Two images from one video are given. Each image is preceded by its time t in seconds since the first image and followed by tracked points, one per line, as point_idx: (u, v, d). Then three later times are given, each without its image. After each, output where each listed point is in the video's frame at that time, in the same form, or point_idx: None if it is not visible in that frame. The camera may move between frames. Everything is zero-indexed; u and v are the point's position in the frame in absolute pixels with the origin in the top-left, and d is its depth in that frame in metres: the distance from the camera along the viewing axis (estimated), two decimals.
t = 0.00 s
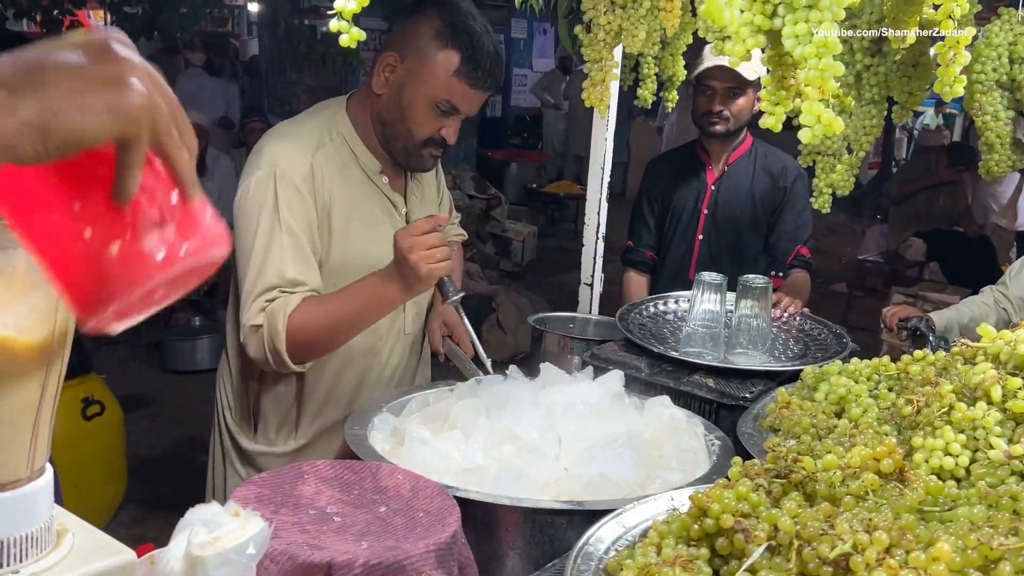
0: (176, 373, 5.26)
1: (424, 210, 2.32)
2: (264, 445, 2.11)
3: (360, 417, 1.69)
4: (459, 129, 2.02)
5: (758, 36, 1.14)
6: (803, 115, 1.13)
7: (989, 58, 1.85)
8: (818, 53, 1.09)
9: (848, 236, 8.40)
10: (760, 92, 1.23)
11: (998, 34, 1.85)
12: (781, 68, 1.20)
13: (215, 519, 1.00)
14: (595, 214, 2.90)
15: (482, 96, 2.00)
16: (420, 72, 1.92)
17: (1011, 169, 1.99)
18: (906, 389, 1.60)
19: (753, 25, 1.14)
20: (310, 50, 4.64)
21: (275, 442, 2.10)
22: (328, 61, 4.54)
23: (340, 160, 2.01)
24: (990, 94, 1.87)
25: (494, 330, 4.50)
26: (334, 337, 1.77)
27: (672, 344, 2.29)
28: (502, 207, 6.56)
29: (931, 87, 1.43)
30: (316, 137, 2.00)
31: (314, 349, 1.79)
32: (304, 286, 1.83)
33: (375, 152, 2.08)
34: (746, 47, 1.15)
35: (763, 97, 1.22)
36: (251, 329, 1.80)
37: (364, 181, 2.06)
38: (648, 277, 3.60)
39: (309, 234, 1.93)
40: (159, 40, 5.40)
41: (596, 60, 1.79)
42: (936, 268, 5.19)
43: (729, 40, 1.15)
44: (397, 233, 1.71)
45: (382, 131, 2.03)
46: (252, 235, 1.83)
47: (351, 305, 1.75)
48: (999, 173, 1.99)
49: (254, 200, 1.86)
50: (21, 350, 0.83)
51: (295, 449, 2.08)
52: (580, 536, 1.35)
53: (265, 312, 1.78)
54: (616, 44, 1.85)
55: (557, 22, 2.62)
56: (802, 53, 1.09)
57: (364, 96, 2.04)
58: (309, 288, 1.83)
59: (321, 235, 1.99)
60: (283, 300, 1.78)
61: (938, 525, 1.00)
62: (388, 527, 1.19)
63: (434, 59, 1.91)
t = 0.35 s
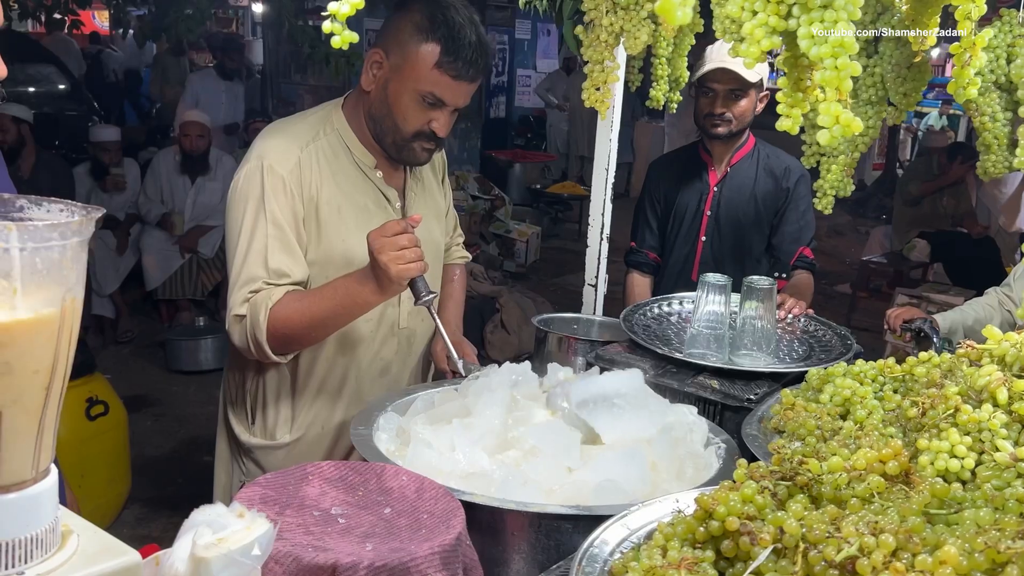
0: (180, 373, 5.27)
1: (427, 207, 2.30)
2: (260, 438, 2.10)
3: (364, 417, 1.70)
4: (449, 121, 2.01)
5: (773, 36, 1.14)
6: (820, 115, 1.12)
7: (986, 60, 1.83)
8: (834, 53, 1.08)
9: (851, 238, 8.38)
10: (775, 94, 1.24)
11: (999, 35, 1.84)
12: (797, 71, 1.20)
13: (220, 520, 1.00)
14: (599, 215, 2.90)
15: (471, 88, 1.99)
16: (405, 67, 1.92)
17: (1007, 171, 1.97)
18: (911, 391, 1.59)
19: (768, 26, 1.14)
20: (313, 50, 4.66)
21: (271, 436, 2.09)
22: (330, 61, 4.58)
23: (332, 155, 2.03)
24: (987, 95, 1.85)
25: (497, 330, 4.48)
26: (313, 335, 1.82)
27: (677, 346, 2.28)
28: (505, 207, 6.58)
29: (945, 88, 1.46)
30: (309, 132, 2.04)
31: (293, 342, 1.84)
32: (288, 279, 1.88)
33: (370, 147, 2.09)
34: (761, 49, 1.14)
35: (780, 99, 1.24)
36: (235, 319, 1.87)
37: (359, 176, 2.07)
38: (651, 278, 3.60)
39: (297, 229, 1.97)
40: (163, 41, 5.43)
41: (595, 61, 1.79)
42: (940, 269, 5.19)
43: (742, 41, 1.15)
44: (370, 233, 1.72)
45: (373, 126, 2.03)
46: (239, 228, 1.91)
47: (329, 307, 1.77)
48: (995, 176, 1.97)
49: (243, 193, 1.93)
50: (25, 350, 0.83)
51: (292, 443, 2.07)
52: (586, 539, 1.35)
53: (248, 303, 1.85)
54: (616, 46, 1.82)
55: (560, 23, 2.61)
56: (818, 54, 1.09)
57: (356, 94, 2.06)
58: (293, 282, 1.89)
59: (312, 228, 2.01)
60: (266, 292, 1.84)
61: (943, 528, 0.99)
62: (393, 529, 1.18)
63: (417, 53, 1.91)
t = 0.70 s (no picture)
0: (183, 373, 5.27)
1: (435, 204, 2.28)
2: (270, 429, 2.11)
3: (368, 416, 1.70)
4: (456, 115, 2.00)
5: (788, 37, 1.15)
6: (839, 115, 1.12)
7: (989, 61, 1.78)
8: (850, 52, 1.07)
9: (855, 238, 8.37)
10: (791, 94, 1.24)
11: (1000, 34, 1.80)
12: (813, 70, 1.20)
13: (222, 522, 1.00)
14: (602, 216, 2.90)
15: (474, 81, 1.98)
16: (410, 63, 1.92)
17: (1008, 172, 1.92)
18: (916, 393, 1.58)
19: (783, 26, 1.15)
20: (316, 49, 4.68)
21: (280, 427, 2.11)
22: (333, 61, 4.60)
23: (342, 150, 2.03)
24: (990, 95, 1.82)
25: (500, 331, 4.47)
26: (313, 327, 1.82)
27: (681, 348, 2.28)
28: (509, 208, 6.59)
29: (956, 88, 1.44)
30: (319, 127, 2.04)
31: (294, 333, 1.85)
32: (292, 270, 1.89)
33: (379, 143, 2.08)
34: (777, 49, 1.15)
35: (797, 99, 1.23)
36: (239, 306, 1.89)
37: (367, 172, 2.07)
38: (654, 279, 3.59)
39: (302, 221, 1.98)
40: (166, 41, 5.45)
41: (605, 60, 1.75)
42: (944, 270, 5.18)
43: (759, 41, 1.16)
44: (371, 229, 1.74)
45: (382, 122, 2.02)
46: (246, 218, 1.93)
47: (329, 300, 1.78)
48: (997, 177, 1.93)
49: (251, 183, 1.94)
50: (26, 352, 0.83)
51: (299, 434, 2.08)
52: (589, 541, 1.34)
53: (251, 291, 1.87)
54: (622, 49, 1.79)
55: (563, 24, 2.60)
56: (835, 54, 1.08)
57: (363, 91, 2.06)
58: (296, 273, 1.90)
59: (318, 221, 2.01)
60: (268, 282, 1.86)
61: (950, 531, 0.99)
62: (397, 530, 1.18)
63: (420, 49, 1.91)
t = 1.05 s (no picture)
0: (186, 373, 5.27)
1: (446, 207, 2.28)
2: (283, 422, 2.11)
3: (372, 417, 1.69)
4: (466, 115, 2.01)
5: (783, 37, 1.14)
6: (831, 115, 1.12)
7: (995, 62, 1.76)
8: (844, 53, 1.07)
9: (858, 237, 8.36)
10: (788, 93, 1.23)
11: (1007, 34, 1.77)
12: (809, 70, 1.19)
13: (225, 524, 0.99)
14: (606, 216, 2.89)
15: (483, 80, 1.98)
16: (418, 68, 1.92)
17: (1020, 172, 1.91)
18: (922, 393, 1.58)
19: (778, 26, 1.13)
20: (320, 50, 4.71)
21: (296, 423, 2.10)
22: (337, 61, 4.61)
23: (367, 159, 1.99)
24: (998, 96, 1.80)
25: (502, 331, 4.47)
26: (466, 329, 1.60)
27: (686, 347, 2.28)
28: (511, 208, 6.59)
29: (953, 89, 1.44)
30: (344, 140, 1.98)
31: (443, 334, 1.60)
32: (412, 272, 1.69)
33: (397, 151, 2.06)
34: (771, 49, 1.14)
35: (793, 100, 1.22)
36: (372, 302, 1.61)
37: (390, 179, 2.03)
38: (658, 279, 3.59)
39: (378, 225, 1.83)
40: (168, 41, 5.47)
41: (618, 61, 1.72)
42: (947, 270, 5.17)
43: (753, 40, 1.14)
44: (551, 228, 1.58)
45: (393, 131, 2.02)
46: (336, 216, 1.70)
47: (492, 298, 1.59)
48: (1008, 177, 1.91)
49: (320, 188, 1.77)
50: (31, 354, 0.83)
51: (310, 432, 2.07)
52: (594, 542, 1.34)
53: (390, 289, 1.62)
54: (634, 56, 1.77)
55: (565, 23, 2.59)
56: (829, 55, 1.08)
57: (372, 98, 2.05)
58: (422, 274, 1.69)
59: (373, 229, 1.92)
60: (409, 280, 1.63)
61: (958, 533, 0.98)
62: (401, 532, 1.18)
63: (428, 52, 1.90)
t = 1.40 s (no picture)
0: (189, 373, 5.27)
1: (463, 217, 2.28)
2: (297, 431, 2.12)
3: (375, 418, 1.68)
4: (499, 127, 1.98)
5: (774, 36, 1.12)
6: (820, 115, 1.11)
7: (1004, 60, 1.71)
8: (834, 53, 1.06)
9: (860, 237, 8.34)
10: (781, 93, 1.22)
11: (1015, 34, 1.71)
12: (800, 70, 1.20)
13: (227, 525, 0.99)
14: (608, 216, 2.89)
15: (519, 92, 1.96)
16: (453, 75, 1.90)
17: None
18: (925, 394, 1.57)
19: (770, 25, 1.12)
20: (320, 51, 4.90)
21: (308, 424, 2.12)
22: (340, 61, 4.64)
23: (389, 161, 2.01)
24: (1008, 96, 1.76)
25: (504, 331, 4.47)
26: (381, 356, 1.65)
27: (689, 348, 2.27)
28: (513, 208, 6.61)
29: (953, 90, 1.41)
30: (368, 138, 2.00)
31: (360, 360, 1.66)
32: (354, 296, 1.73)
33: (420, 156, 2.07)
34: (761, 48, 1.13)
35: (785, 97, 1.22)
36: (301, 316, 1.67)
37: (408, 183, 2.06)
38: (661, 279, 3.58)
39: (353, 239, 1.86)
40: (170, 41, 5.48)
41: (623, 60, 1.71)
42: (949, 270, 5.17)
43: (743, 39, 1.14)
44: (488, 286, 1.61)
45: (424, 135, 2.01)
46: (323, 228, 1.76)
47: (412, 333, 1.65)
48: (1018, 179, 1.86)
49: (315, 190, 1.82)
50: (32, 355, 0.82)
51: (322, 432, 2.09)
52: (597, 543, 1.33)
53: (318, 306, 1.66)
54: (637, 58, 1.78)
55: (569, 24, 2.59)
56: (817, 54, 1.07)
57: (405, 98, 2.04)
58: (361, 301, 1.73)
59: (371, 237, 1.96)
60: (340, 302, 1.67)
61: (962, 535, 0.98)
62: (403, 533, 1.17)
63: (467, 60, 1.89)
